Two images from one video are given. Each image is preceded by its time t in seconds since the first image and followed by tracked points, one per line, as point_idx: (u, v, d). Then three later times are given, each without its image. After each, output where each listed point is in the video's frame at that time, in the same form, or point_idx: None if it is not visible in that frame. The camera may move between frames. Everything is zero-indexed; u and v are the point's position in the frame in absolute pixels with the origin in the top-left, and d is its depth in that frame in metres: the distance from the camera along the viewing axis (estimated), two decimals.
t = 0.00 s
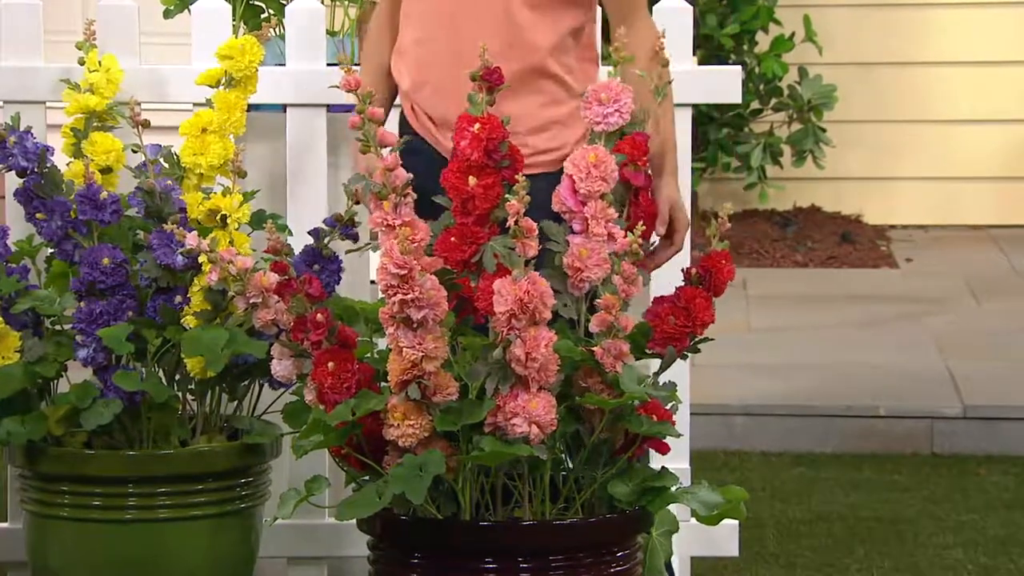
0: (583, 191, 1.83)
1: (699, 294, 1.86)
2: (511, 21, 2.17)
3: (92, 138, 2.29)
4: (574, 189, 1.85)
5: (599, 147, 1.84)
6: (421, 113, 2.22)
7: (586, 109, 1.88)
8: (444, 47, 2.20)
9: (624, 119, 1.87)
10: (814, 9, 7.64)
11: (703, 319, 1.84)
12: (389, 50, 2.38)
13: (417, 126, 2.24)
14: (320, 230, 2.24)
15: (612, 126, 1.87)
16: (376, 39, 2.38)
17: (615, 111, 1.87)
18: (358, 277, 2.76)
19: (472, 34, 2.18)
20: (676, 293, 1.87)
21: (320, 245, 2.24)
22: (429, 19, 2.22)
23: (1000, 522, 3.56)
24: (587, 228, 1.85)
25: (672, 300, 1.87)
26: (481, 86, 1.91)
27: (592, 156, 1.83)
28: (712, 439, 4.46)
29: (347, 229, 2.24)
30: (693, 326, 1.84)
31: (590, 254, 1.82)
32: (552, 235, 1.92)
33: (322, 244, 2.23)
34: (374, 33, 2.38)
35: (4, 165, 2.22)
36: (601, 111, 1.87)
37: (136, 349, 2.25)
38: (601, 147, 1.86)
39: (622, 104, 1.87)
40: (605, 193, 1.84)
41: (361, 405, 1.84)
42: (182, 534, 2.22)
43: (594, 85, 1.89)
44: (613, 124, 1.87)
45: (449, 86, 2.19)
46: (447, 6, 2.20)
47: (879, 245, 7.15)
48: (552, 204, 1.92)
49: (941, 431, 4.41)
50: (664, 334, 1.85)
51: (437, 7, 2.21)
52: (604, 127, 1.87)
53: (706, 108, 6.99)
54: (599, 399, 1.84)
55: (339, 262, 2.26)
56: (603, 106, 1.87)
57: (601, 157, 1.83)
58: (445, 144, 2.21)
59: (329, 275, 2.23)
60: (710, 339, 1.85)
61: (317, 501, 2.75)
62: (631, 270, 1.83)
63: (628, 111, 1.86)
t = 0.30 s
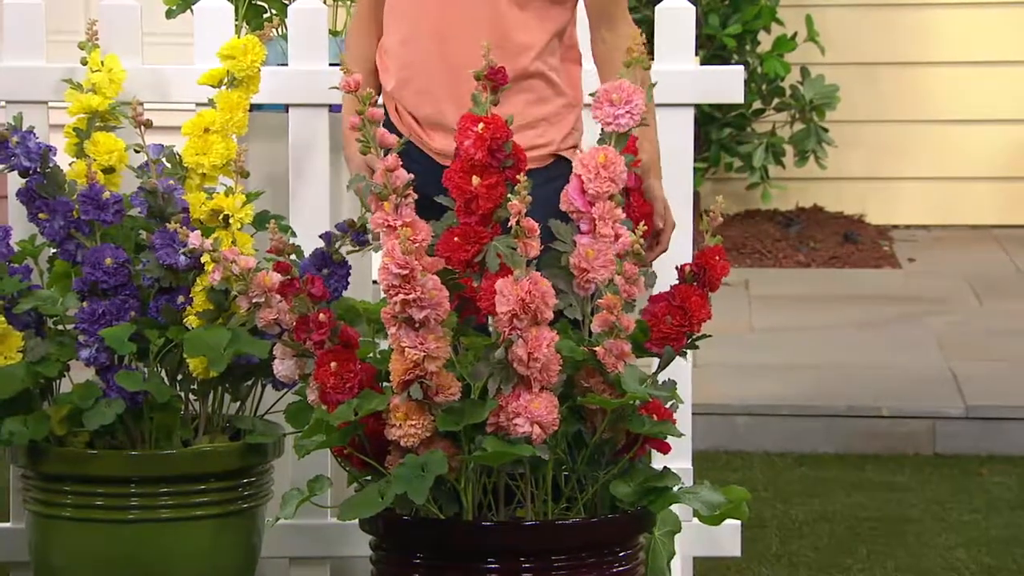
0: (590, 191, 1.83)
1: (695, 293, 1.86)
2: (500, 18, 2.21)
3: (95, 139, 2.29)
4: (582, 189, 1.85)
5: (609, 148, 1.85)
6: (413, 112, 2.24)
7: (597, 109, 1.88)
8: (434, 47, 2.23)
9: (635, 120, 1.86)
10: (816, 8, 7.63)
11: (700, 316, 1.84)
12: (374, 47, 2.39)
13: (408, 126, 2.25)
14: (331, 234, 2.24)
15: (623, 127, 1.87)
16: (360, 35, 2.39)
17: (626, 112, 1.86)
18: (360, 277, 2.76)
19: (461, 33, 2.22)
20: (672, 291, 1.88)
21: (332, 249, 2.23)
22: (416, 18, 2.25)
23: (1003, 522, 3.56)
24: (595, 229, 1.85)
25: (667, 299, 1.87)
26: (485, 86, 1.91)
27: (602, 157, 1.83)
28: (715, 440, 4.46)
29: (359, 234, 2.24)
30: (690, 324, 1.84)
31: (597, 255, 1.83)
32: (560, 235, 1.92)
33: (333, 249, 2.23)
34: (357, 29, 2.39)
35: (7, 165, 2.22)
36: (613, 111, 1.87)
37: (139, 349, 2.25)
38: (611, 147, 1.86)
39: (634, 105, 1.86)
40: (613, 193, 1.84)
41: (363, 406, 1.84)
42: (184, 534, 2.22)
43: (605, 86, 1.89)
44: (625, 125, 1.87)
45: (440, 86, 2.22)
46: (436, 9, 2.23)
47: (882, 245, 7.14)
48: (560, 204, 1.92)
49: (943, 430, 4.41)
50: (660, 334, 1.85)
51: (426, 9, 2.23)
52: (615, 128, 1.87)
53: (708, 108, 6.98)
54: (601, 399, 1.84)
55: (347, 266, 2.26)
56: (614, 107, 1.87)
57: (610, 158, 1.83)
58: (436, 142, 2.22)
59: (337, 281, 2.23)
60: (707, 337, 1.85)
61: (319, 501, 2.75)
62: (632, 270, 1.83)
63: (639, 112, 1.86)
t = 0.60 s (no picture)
0: (597, 191, 1.82)
1: (710, 294, 1.85)
2: (516, 16, 2.22)
3: (103, 138, 2.29)
4: (588, 189, 1.85)
5: (615, 148, 1.84)
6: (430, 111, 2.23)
7: (603, 109, 1.87)
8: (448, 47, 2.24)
9: (641, 119, 1.86)
10: (825, 8, 7.62)
11: (714, 318, 1.84)
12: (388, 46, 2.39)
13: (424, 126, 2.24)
14: (335, 232, 2.24)
15: (628, 127, 1.86)
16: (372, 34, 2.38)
17: (631, 112, 1.86)
18: (368, 277, 2.76)
19: (473, 32, 2.22)
20: (687, 292, 1.87)
21: (334, 246, 2.23)
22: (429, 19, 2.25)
23: (1012, 522, 3.55)
24: (601, 229, 1.84)
25: (682, 300, 1.87)
26: (492, 86, 1.91)
27: (608, 157, 1.82)
28: (723, 440, 4.45)
29: (362, 232, 2.24)
30: (703, 326, 1.84)
31: (604, 255, 1.83)
32: (566, 236, 1.92)
33: (337, 247, 2.22)
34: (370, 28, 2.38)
35: (15, 165, 2.22)
36: (618, 111, 1.86)
37: (147, 349, 2.25)
38: (617, 147, 1.86)
39: (639, 105, 1.86)
40: (620, 193, 1.84)
41: (370, 406, 1.83)
42: (192, 534, 2.22)
43: (611, 86, 1.88)
44: (630, 125, 1.86)
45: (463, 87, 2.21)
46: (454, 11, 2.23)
47: (890, 245, 7.13)
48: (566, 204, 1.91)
49: (952, 430, 4.41)
50: (674, 334, 1.85)
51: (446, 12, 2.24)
52: (621, 128, 1.86)
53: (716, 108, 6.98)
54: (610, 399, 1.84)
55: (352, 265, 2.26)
56: (620, 106, 1.87)
57: (616, 158, 1.82)
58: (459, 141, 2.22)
59: (342, 279, 2.22)
60: (720, 339, 1.85)
61: (327, 501, 2.75)
62: (640, 270, 1.85)
63: (645, 112, 1.86)
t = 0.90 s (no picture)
0: (604, 191, 1.82)
1: (717, 293, 1.85)
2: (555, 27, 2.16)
3: (116, 139, 2.29)
4: (596, 190, 1.84)
5: (621, 147, 1.84)
6: (465, 109, 2.22)
7: (608, 109, 1.86)
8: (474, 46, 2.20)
9: (646, 119, 1.85)
10: (838, 8, 7.61)
11: (721, 317, 1.84)
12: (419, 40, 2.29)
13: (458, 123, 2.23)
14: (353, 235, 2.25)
15: (634, 127, 1.85)
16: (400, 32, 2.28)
17: (636, 112, 1.85)
18: (380, 278, 2.76)
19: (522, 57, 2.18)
20: (694, 291, 1.87)
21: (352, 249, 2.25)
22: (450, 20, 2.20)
23: None
24: (609, 228, 1.84)
25: (690, 299, 1.86)
26: (503, 87, 1.92)
27: (614, 156, 1.82)
28: (734, 440, 4.45)
29: (382, 237, 2.25)
30: (712, 325, 1.84)
31: (612, 254, 1.83)
32: (575, 236, 1.91)
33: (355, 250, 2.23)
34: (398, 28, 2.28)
35: (28, 165, 2.22)
36: (623, 111, 1.85)
37: (159, 348, 2.25)
38: (623, 147, 1.85)
39: (644, 104, 1.85)
40: (627, 193, 1.83)
41: (382, 406, 1.83)
42: (205, 534, 2.22)
43: (615, 86, 1.87)
44: (636, 124, 1.85)
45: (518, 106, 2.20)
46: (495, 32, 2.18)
47: (903, 245, 7.12)
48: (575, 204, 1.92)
49: (964, 431, 4.41)
50: (682, 334, 1.85)
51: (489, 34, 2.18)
52: (626, 128, 1.85)
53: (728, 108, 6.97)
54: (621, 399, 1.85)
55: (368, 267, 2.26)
56: (625, 106, 1.86)
57: (623, 158, 1.82)
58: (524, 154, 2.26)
59: (358, 281, 2.23)
60: (729, 338, 1.85)
61: (339, 501, 2.75)
62: (652, 270, 1.83)
63: (650, 111, 1.85)
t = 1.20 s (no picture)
0: (616, 192, 1.82)
1: (735, 294, 1.85)
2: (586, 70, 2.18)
3: (130, 139, 2.28)
4: (608, 189, 1.84)
5: (633, 147, 1.83)
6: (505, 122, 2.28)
7: (620, 109, 1.86)
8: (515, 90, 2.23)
9: (658, 118, 1.85)
10: (853, 8, 7.58)
11: (738, 318, 1.84)
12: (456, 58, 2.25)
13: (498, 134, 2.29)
14: (361, 233, 2.24)
15: (646, 126, 1.85)
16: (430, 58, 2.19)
17: (648, 111, 1.85)
18: (393, 278, 2.76)
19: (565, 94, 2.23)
20: (712, 292, 1.87)
21: (361, 246, 2.24)
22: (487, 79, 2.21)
23: None
24: (622, 228, 1.84)
25: (707, 300, 1.86)
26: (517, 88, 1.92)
27: (626, 156, 1.82)
28: (746, 440, 4.45)
29: (388, 233, 2.25)
30: (728, 326, 1.84)
31: (625, 254, 1.83)
32: (588, 237, 1.93)
33: (363, 247, 2.22)
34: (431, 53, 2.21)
35: (43, 166, 2.22)
36: (635, 110, 1.85)
37: (174, 349, 2.25)
38: (635, 147, 1.85)
39: (656, 104, 1.84)
40: (639, 193, 1.83)
41: (396, 406, 1.84)
42: (219, 533, 2.23)
43: (626, 86, 1.87)
44: (648, 124, 1.85)
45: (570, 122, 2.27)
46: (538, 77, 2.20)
47: (917, 245, 7.11)
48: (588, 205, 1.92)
49: (979, 431, 4.40)
50: (698, 334, 1.85)
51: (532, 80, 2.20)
52: (638, 128, 1.85)
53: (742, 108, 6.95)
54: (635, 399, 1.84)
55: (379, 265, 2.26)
56: (636, 106, 1.85)
57: (635, 157, 1.82)
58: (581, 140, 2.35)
59: (369, 279, 2.22)
60: (745, 338, 1.85)
61: (353, 501, 2.75)
62: (668, 270, 1.82)
63: (662, 111, 1.84)
